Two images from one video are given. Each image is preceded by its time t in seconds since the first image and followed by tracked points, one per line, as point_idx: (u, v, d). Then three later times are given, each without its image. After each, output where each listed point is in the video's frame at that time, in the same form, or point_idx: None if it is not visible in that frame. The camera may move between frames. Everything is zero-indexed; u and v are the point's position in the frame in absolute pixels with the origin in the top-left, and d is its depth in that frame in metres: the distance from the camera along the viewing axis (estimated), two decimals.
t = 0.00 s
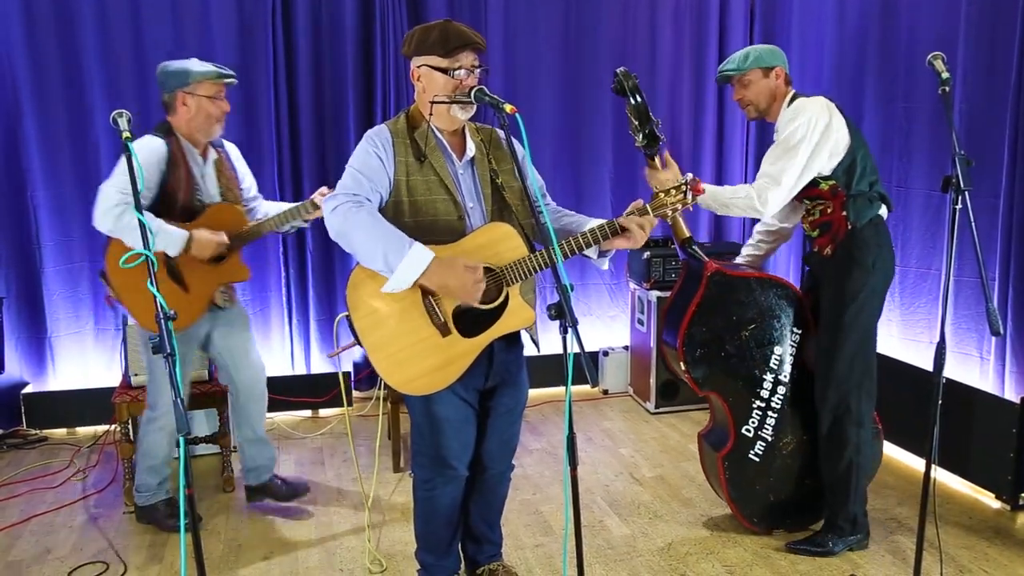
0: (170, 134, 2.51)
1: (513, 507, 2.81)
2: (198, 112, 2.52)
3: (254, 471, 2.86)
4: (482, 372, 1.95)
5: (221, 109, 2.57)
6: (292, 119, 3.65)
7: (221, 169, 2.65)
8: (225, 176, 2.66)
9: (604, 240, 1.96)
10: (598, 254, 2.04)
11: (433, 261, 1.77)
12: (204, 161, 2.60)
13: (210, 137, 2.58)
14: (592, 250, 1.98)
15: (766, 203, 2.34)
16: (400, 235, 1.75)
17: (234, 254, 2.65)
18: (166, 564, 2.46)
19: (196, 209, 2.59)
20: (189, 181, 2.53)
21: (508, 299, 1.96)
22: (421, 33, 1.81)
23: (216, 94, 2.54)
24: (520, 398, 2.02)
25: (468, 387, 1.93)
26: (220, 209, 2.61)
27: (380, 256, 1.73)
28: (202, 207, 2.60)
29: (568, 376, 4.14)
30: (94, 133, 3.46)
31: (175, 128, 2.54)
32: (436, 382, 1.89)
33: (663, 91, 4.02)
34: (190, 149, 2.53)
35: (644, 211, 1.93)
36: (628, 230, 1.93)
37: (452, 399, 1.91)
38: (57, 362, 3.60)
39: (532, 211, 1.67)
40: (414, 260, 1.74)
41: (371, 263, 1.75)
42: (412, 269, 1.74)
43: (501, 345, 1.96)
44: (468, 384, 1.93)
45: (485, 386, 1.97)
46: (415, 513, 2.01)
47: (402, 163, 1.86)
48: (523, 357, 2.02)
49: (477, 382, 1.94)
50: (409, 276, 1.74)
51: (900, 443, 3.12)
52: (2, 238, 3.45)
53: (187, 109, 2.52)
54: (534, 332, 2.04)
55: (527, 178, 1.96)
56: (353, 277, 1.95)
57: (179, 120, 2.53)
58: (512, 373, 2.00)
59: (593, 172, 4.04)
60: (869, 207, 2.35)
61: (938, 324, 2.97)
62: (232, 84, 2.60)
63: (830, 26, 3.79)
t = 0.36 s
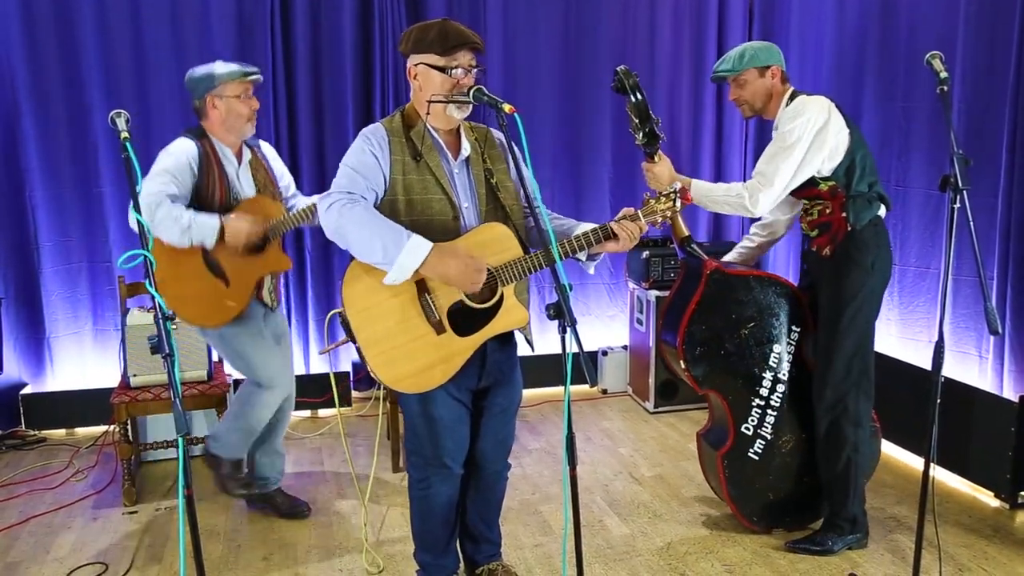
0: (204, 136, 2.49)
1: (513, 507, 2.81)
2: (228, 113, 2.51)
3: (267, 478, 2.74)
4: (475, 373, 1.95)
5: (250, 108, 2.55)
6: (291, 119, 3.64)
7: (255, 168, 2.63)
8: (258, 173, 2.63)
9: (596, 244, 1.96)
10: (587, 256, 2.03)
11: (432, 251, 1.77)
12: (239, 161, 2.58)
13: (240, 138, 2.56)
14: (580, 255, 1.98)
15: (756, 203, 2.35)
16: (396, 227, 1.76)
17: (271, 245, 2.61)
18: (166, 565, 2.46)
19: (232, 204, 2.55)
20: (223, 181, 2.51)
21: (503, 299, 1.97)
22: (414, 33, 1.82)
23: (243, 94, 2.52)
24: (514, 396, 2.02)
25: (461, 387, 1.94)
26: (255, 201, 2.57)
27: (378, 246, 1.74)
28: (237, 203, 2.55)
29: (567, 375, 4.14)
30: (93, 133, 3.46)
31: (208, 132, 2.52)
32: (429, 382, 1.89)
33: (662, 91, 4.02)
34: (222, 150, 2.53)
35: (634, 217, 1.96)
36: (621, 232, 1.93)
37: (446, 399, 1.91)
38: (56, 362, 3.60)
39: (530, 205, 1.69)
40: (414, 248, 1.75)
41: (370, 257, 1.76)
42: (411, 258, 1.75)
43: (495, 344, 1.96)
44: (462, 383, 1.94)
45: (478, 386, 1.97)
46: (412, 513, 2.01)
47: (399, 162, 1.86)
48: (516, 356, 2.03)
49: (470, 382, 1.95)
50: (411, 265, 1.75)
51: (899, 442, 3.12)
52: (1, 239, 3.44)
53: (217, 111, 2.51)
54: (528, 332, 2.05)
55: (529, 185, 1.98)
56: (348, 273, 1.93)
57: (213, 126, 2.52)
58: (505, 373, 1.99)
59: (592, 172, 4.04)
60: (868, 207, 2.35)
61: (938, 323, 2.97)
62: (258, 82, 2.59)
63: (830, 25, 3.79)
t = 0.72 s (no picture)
0: (205, 151, 2.46)
1: (513, 507, 2.81)
2: (234, 131, 2.46)
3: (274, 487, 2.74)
4: (474, 373, 1.95)
5: (256, 129, 2.50)
6: (290, 120, 3.64)
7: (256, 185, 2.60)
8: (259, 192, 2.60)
9: (589, 240, 1.96)
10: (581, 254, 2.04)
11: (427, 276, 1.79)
12: (239, 179, 2.56)
13: (243, 156, 2.52)
14: (574, 252, 1.99)
15: (757, 199, 2.35)
16: (398, 240, 1.76)
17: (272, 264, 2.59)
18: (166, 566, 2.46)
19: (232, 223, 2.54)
20: (222, 198, 2.49)
21: (501, 296, 1.97)
22: (406, 34, 1.82)
23: (252, 115, 2.48)
24: (512, 395, 2.03)
25: (460, 387, 1.94)
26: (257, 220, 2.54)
27: (377, 259, 1.74)
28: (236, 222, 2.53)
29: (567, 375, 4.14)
30: (92, 135, 3.46)
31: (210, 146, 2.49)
32: (433, 383, 1.88)
33: (660, 90, 4.02)
34: (223, 166, 2.49)
35: (626, 211, 1.97)
36: (614, 227, 1.94)
37: (445, 399, 1.91)
38: (56, 364, 3.60)
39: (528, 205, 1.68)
40: (412, 269, 1.75)
41: (368, 266, 1.75)
42: (411, 274, 1.75)
43: (493, 343, 1.96)
44: (460, 383, 1.94)
45: (476, 386, 1.97)
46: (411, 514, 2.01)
47: (394, 164, 1.85)
48: (514, 356, 2.03)
49: (468, 382, 1.95)
50: (404, 285, 1.76)
51: (899, 441, 3.12)
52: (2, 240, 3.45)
53: (223, 128, 2.46)
54: (524, 331, 2.05)
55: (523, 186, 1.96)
56: (347, 278, 1.91)
57: (216, 139, 2.47)
58: (503, 373, 2.00)
59: (592, 172, 4.04)
60: (873, 208, 2.35)
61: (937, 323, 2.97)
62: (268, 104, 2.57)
63: (829, 24, 3.79)
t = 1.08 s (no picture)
0: (171, 159, 2.40)
1: (513, 506, 2.81)
2: (197, 134, 2.42)
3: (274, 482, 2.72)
4: (475, 371, 1.95)
5: (221, 128, 2.46)
6: (291, 119, 3.64)
7: (219, 200, 2.57)
8: (222, 204, 2.57)
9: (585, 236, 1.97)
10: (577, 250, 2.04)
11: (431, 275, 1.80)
12: (203, 188, 2.51)
13: (209, 162, 2.47)
14: (572, 247, 1.99)
15: (756, 204, 2.40)
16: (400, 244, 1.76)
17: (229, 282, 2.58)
18: (167, 565, 2.46)
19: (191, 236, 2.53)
20: (182, 209, 2.46)
21: (504, 294, 1.96)
22: (409, 35, 1.82)
23: (213, 114, 2.43)
24: (511, 393, 2.03)
25: (461, 386, 1.94)
26: (217, 239, 2.55)
27: (379, 264, 1.74)
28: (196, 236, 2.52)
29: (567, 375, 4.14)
30: (93, 134, 3.46)
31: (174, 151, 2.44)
32: (437, 383, 1.88)
33: (662, 91, 4.02)
34: (187, 173, 2.43)
35: (621, 205, 1.97)
36: (611, 221, 1.94)
37: (446, 398, 1.91)
38: (56, 363, 3.60)
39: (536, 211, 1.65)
40: (414, 270, 1.76)
41: (369, 270, 1.75)
42: (412, 278, 1.76)
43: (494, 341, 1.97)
44: (461, 381, 1.94)
45: (477, 384, 1.97)
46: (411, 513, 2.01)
47: (393, 165, 1.85)
48: (513, 355, 2.03)
49: (469, 380, 1.95)
50: (408, 286, 1.77)
51: (900, 440, 3.12)
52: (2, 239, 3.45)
53: (186, 133, 2.42)
54: (524, 329, 2.05)
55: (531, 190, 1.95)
56: (349, 281, 1.89)
57: (179, 146, 2.43)
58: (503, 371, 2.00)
59: (592, 172, 4.04)
60: (893, 226, 2.30)
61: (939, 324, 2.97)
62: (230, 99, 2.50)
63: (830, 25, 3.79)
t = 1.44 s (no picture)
0: (144, 145, 2.36)
1: (513, 506, 2.81)
2: (174, 127, 2.35)
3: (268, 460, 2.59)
4: (477, 372, 1.95)
5: (198, 128, 2.41)
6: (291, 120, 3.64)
7: (193, 187, 2.51)
8: (195, 191, 2.51)
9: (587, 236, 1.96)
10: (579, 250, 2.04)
11: (434, 281, 1.80)
12: (177, 173, 2.45)
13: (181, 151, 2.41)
14: (573, 250, 1.99)
15: (753, 207, 2.38)
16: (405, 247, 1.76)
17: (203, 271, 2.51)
18: (167, 566, 2.46)
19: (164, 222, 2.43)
20: (156, 199, 2.39)
21: (506, 296, 1.97)
22: (404, 36, 1.82)
23: (196, 113, 2.37)
24: (512, 394, 2.03)
25: (462, 387, 1.94)
26: (189, 224, 2.46)
27: (384, 267, 1.74)
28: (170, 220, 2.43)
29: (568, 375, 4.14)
30: (93, 135, 3.46)
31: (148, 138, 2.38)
32: (438, 387, 1.88)
33: (661, 90, 4.02)
34: (161, 160, 2.39)
35: (621, 207, 1.97)
36: (614, 221, 1.94)
37: (447, 399, 1.91)
38: (56, 364, 3.60)
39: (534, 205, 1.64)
40: (419, 275, 1.76)
41: (376, 273, 1.75)
42: (416, 282, 1.76)
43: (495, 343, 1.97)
44: (462, 382, 1.94)
45: (478, 385, 1.97)
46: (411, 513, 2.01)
47: (394, 166, 1.85)
48: (514, 355, 2.04)
49: (470, 382, 1.95)
50: (412, 290, 1.76)
51: (901, 439, 3.11)
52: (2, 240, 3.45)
53: (163, 121, 2.35)
54: (524, 331, 2.05)
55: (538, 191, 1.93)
56: (353, 280, 1.88)
57: (155, 131, 2.36)
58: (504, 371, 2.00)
59: (592, 172, 4.04)
60: (896, 221, 2.28)
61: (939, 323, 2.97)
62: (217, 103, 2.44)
63: (830, 24, 3.79)
